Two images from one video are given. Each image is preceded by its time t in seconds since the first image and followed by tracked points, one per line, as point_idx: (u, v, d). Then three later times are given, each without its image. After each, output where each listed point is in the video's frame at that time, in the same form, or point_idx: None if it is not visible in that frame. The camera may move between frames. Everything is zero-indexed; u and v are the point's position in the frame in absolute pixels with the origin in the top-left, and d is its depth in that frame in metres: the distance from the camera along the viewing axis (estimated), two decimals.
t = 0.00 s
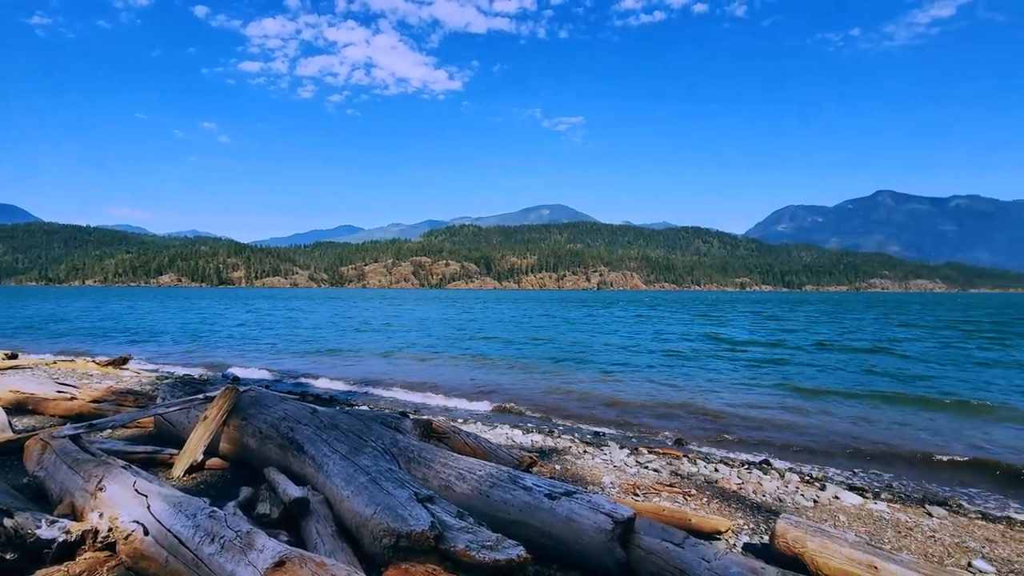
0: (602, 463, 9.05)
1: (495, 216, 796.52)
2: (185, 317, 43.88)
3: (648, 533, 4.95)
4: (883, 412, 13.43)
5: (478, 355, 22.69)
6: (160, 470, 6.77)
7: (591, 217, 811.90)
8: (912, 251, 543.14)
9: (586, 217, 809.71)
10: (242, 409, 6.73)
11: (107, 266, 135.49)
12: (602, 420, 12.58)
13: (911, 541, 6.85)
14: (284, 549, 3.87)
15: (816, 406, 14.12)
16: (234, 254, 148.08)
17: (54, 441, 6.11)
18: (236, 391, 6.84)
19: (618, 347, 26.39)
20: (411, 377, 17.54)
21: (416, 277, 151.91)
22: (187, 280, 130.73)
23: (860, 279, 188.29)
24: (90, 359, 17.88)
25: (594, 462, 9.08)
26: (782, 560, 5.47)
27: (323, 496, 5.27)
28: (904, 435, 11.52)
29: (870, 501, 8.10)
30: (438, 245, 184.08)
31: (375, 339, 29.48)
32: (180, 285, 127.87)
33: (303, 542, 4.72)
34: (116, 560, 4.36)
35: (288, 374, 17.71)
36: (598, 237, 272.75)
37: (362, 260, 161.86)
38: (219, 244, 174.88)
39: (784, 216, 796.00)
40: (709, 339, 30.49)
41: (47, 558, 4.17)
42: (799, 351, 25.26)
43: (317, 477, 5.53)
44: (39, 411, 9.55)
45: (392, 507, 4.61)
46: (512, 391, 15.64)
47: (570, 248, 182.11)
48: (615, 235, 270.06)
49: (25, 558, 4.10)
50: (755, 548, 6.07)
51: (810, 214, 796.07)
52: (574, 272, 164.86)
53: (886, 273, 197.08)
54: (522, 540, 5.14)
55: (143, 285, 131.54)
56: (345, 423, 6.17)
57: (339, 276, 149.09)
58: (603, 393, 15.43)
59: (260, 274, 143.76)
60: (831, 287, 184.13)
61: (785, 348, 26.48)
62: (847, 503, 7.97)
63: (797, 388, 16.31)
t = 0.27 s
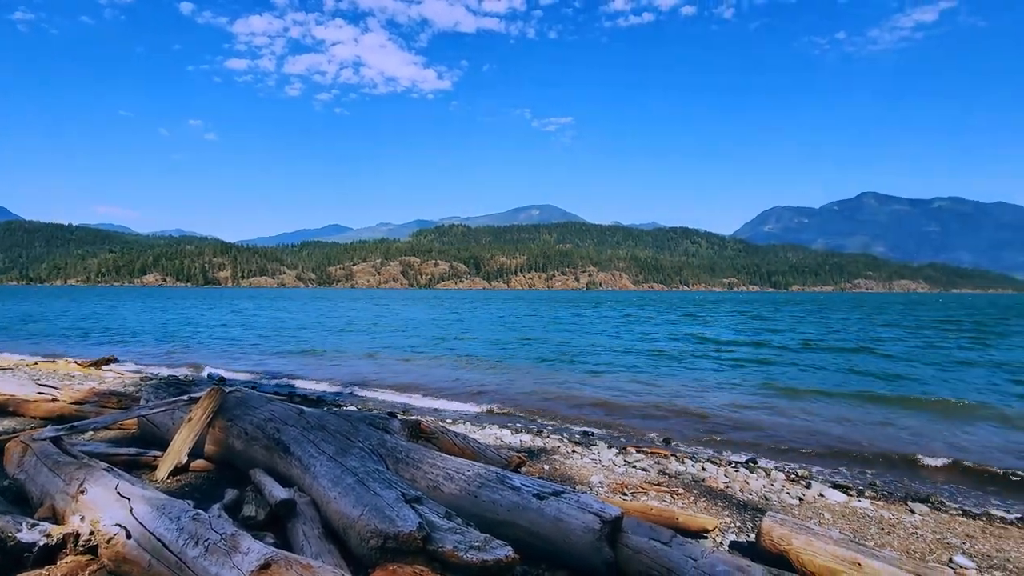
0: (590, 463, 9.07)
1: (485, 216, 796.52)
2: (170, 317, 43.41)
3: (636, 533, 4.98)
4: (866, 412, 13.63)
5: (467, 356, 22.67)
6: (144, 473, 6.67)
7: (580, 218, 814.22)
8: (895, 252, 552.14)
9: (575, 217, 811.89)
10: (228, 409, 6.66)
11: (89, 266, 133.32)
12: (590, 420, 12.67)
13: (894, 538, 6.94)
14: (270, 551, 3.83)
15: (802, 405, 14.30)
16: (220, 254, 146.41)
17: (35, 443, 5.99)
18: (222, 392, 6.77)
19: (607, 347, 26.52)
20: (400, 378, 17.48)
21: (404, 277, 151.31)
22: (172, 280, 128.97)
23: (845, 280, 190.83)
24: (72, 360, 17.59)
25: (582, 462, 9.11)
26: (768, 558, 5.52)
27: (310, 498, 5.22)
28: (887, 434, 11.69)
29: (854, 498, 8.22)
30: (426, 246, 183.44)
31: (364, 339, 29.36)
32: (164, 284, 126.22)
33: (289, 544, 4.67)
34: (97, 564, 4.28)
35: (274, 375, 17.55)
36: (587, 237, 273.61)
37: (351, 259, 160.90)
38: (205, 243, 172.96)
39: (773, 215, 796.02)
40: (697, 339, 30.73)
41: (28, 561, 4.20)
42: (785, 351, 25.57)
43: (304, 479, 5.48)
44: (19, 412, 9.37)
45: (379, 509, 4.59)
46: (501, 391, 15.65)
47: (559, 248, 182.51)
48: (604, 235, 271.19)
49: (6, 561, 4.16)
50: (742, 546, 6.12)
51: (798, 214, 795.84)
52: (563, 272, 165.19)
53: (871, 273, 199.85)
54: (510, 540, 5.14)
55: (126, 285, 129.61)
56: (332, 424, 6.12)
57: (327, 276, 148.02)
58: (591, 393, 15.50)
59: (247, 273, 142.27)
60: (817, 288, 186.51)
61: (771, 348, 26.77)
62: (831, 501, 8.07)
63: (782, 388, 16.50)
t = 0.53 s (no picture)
0: (579, 462, 9.10)
1: (475, 216, 796.42)
2: (154, 317, 42.88)
3: (623, 531, 5.00)
4: (851, 411, 13.81)
5: (456, 355, 22.65)
6: (127, 475, 6.58)
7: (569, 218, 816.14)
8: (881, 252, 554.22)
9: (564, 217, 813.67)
10: (214, 410, 6.59)
11: (72, 265, 131.35)
12: (579, 419, 12.71)
13: (878, 534, 7.04)
14: (255, 553, 3.80)
15: (788, 404, 14.46)
16: (206, 253, 144.84)
17: (15, 445, 5.88)
18: (207, 393, 6.71)
19: (596, 347, 26.64)
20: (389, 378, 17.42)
21: (393, 277, 150.90)
22: (157, 279, 127.26)
23: (830, 280, 193.38)
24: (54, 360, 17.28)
25: (571, 461, 9.13)
26: (754, 555, 5.57)
27: (296, 499, 5.18)
28: (871, 433, 11.84)
29: (839, 496, 8.33)
30: (416, 245, 182.93)
31: (352, 339, 29.22)
32: (149, 284, 124.64)
33: (276, 546, 4.63)
34: (79, 567, 4.20)
35: (262, 375, 17.39)
36: (577, 237, 274.44)
37: (339, 258, 160.01)
38: (190, 242, 170.97)
39: (761, 215, 796.01)
40: (685, 338, 30.97)
41: (7, 565, 4.05)
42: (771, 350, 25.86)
43: (290, 480, 5.44)
44: None
45: (367, 509, 4.56)
46: (490, 391, 15.66)
47: (548, 248, 182.95)
48: (594, 235, 272.22)
49: None
50: (729, 544, 6.17)
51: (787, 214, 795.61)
52: (553, 272, 165.61)
53: (856, 274, 202.78)
54: (498, 540, 5.14)
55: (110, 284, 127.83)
56: (320, 424, 6.08)
57: (315, 275, 147.09)
58: (580, 392, 15.55)
59: (234, 272, 140.89)
60: (803, 288, 188.77)
61: (757, 347, 27.06)
62: (817, 499, 8.16)
63: (769, 387, 16.66)
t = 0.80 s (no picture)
0: (567, 461, 9.12)
1: (465, 216, 796.39)
2: (140, 318, 42.36)
3: (612, 530, 5.02)
4: (836, 410, 13.95)
5: (445, 355, 22.59)
6: (111, 477, 6.50)
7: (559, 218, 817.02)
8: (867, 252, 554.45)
9: (554, 218, 813.91)
10: (199, 411, 6.51)
11: (55, 264, 129.26)
12: (568, 418, 12.74)
13: (863, 531, 7.12)
14: (240, 554, 3.76)
15: (775, 403, 14.61)
16: (192, 252, 143.15)
17: None
18: (193, 393, 6.64)
19: (585, 346, 26.70)
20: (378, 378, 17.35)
21: (383, 276, 150.29)
22: (142, 279, 125.54)
23: (817, 280, 195.47)
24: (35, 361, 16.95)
25: (560, 461, 9.14)
26: (741, 553, 5.61)
27: (283, 500, 5.14)
28: (854, 432, 11.98)
29: (825, 494, 8.42)
30: (405, 245, 182.08)
31: (341, 339, 29.07)
32: (134, 284, 123.00)
33: (262, 547, 4.60)
34: (60, 570, 4.16)
35: (248, 376, 17.20)
36: (567, 237, 274.87)
37: (328, 258, 158.94)
38: (176, 241, 168.92)
39: (750, 215, 795.99)
40: (673, 338, 31.14)
41: None
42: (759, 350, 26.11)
43: (278, 481, 5.39)
44: None
45: (354, 510, 4.54)
46: (479, 391, 15.64)
47: (538, 248, 183.02)
48: (584, 236, 272.84)
49: None
50: (716, 542, 6.21)
51: (775, 214, 795.73)
52: (542, 272, 165.80)
53: (842, 274, 205.18)
54: (487, 539, 5.13)
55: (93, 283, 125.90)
56: (307, 425, 6.03)
57: (304, 275, 145.89)
58: (569, 392, 15.58)
59: (220, 272, 139.29)
60: (791, 288, 190.59)
61: (745, 347, 27.30)
62: (803, 496, 8.24)
63: (756, 386, 16.81)
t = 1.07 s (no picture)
0: (557, 461, 9.12)
1: (455, 215, 795.42)
2: (125, 317, 41.84)
3: (601, 529, 5.03)
4: (822, 409, 14.12)
5: (435, 355, 22.56)
6: (94, 479, 6.41)
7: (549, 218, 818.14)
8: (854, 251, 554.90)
9: (544, 217, 814.45)
10: (185, 412, 6.44)
11: (38, 263, 127.38)
12: (558, 417, 12.77)
13: (848, 529, 7.21)
14: (226, 557, 3.72)
15: (763, 402, 14.73)
16: (179, 251, 141.71)
17: None
18: (178, 394, 6.56)
19: (575, 347, 26.79)
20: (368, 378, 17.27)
21: (373, 276, 149.61)
22: (128, 279, 124.12)
23: (804, 281, 197.61)
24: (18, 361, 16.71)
25: (550, 460, 9.14)
26: (729, 551, 5.66)
27: (270, 502, 5.09)
28: (840, 430, 12.12)
29: (811, 492, 8.51)
30: (395, 244, 181.45)
31: (331, 339, 28.92)
32: (119, 284, 121.34)
33: (248, 550, 4.56)
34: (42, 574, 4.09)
35: (236, 377, 17.06)
36: (557, 237, 275.43)
37: (317, 258, 157.85)
38: (163, 240, 166.91)
39: (739, 215, 795.94)
40: (663, 338, 31.34)
41: None
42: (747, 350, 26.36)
43: (264, 483, 5.34)
44: None
45: (342, 511, 4.51)
46: (470, 390, 15.63)
47: (529, 248, 183.28)
48: (574, 236, 273.56)
49: None
50: (704, 540, 6.25)
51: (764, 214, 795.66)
52: (533, 272, 166.07)
53: (829, 274, 207.48)
54: (476, 540, 5.12)
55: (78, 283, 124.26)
56: (295, 425, 5.99)
57: (293, 275, 145.00)
58: (560, 391, 15.61)
59: (208, 271, 137.96)
60: (779, 288, 192.57)
61: (733, 347, 27.52)
62: (789, 494, 8.32)
63: (744, 385, 16.95)
